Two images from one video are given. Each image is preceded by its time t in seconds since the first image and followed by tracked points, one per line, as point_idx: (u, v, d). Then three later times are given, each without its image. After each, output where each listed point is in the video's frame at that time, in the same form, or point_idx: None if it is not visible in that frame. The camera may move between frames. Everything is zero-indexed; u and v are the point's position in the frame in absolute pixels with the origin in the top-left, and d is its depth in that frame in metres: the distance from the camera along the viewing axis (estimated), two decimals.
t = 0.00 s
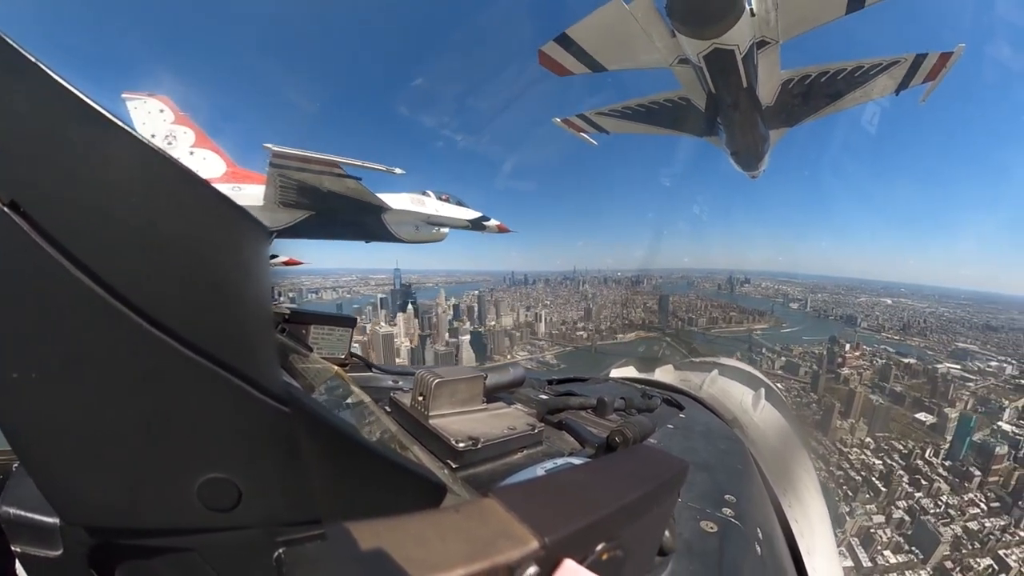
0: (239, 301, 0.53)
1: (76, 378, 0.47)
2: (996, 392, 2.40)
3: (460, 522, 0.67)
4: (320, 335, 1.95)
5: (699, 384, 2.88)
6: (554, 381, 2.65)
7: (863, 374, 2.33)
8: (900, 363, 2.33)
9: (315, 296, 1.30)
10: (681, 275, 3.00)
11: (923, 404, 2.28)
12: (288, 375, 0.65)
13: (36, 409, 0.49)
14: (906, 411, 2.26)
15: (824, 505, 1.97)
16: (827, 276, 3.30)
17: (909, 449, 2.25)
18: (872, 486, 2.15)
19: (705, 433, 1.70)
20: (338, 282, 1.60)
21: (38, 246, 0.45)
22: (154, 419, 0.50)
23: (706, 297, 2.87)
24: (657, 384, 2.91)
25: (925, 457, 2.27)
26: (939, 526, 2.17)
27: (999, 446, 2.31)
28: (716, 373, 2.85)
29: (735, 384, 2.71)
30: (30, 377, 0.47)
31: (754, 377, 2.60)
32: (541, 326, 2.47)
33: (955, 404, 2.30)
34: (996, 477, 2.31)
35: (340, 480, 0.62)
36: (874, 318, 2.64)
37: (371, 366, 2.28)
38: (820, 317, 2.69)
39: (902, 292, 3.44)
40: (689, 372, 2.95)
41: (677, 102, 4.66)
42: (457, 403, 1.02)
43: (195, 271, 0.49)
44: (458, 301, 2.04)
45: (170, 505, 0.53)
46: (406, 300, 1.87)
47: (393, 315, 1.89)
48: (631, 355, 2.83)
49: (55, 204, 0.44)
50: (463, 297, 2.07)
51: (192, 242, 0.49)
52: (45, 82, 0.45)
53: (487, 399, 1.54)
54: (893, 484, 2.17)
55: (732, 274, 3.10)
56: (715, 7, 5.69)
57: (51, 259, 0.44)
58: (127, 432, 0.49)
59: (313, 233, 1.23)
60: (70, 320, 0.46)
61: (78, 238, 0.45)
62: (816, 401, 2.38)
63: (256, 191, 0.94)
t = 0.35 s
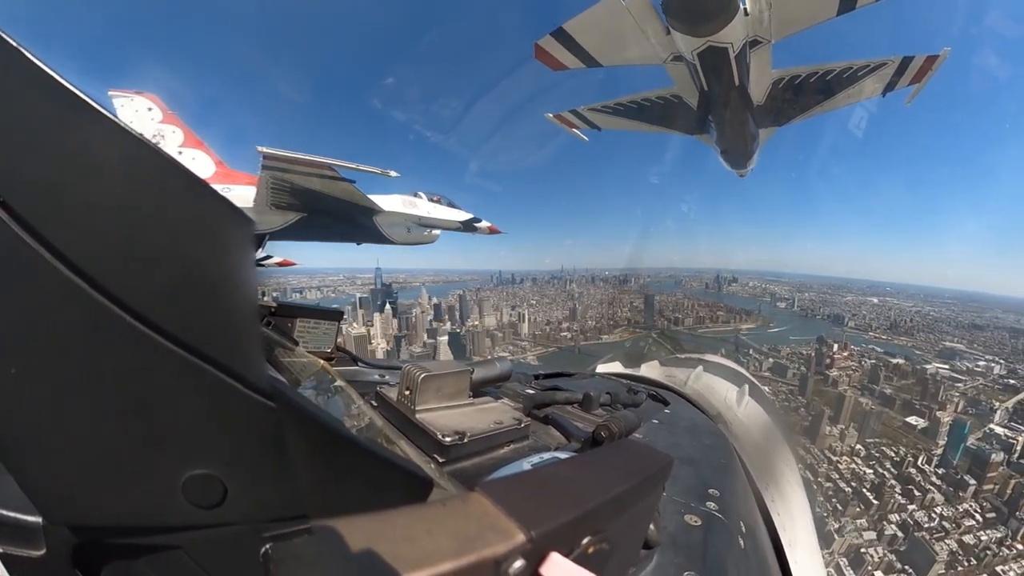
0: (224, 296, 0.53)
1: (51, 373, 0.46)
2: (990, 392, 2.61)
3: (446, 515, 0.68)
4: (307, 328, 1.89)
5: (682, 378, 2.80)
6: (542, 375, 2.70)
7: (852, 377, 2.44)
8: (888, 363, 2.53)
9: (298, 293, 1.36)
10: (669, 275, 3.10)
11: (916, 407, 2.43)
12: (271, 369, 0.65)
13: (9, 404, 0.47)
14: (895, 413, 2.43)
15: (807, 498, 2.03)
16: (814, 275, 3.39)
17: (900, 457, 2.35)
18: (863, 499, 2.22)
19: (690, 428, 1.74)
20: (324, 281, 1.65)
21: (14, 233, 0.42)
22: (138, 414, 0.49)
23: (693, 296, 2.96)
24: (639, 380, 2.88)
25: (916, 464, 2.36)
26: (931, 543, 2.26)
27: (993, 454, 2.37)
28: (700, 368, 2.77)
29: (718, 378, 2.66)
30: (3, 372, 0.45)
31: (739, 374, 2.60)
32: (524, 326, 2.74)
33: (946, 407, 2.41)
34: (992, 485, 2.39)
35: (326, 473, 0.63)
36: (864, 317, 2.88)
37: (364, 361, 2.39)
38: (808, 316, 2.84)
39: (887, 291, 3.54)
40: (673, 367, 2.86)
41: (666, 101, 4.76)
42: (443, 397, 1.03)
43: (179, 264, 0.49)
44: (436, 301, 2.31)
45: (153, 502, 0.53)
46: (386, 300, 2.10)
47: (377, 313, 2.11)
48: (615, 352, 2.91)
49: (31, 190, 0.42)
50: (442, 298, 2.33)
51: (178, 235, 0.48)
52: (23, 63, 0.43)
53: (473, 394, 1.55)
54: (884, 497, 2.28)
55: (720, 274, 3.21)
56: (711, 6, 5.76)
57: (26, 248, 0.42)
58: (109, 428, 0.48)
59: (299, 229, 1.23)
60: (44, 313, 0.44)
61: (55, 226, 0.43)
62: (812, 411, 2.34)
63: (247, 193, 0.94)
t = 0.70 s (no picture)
0: (213, 300, 0.53)
1: (36, 380, 0.45)
2: (982, 394, 2.55)
3: (440, 517, 0.68)
4: (297, 331, 1.95)
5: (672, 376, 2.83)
6: (533, 375, 2.72)
7: (845, 380, 2.41)
8: (882, 364, 2.56)
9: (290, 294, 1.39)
10: (656, 276, 3.19)
11: (911, 413, 2.45)
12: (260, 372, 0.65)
13: None
14: (890, 419, 2.45)
15: (799, 492, 2.04)
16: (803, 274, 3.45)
17: (897, 467, 2.33)
18: (857, 516, 2.13)
19: (681, 425, 1.76)
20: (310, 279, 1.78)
21: None
22: (125, 419, 0.49)
23: (679, 296, 3.05)
24: (630, 378, 2.87)
25: (914, 475, 2.34)
26: (932, 568, 2.07)
27: (993, 463, 2.31)
28: (691, 365, 2.79)
29: (709, 376, 2.68)
30: None
31: (731, 371, 2.61)
32: (507, 327, 2.86)
33: (941, 411, 2.39)
34: (992, 497, 2.30)
35: (318, 478, 0.64)
36: (853, 317, 2.94)
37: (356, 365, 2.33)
38: (798, 315, 2.91)
39: (876, 290, 3.60)
40: (664, 366, 2.87)
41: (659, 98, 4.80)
42: (435, 399, 1.03)
43: (167, 269, 0.49)
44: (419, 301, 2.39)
45: (142, 509, 0.52)
46: (368, 300, 2.10)
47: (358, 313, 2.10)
48: (605, 350, 2.95)
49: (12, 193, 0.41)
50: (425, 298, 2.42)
51: (166, 240, 0.49)
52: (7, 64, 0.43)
53: (465, 396, 1.56)
54: (881, 514, 2.17)
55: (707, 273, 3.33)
56: None
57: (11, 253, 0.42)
58: (97, 435, 0.48)
59: (286, 233, 1.23)
60: (26, 321, 0.43)
61: (36, 230, 0.43)
62: (805, 420, 2.20)
63: (234, 195, 0.94)
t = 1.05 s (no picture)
0: (206, 297, 0.53)
1: (24, 376, 0.44)
2: (981, 395, 2.68)
3: (432, 515, 0.69)
4: (289, 328, 1.95)
5: (664, 375, 2.81)
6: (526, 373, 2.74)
7: (840, 384, 2.52)
8: (879, 368, 2.59)
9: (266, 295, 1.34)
10: (651, 275, 3.24)
11: (911, 420, 2.61)
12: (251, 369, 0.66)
13: None
14: (889, 424, 2.55)
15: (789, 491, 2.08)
16: (795, 274, 3.51)
17: (897, 480, 2.42)
18: (855, 536, 2.20)
19: (673, 424, 1.79)
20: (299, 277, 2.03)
21: None
22: (117, 415, 0.48)
23: (672, 297, 3.09)
24: (622, 379, 2.84)
25: (915, 487, 2.45)
26: None
27: (999, 475, 2.49)
28: (682, 365, 2.78)
29: (700, 376, 2.65)
30: None
31: (723, 371, 2.61)
32: (496, 328, 2.78)
33: (941, 416, 2.56)
34: (998, 510, 2.49)
35: (311, 476, 0.64)
36: (848, 316, 2.99)
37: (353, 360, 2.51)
38: (792, 316, 2.97)
39: (869, 291, 3.66)
40: (656, 365, 2.86)
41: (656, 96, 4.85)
42: (427, 397, 1.03)
43: (160, 266, 0.49)
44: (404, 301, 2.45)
45: (133, 506, 0.52)
46: (352, 300, 2.21)
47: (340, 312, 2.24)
48: (598, 349, 2.98)
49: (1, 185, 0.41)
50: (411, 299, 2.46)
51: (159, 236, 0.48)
52: None
53: (458, 394, 1.57)
54: (881, 535, 2.28)
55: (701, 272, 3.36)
56: None
57: None
58: (87, 432, 0.48)
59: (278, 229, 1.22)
60: (19, 322, 0.42)
61: (24, 223, 0.42)
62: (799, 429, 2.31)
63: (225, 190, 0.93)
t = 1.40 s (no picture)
0: (203, 297, 0.53)
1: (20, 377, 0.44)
2: (982, 400, 2.61)
3: (429, 512, 0.69)
4: (285, 326, 1.93)
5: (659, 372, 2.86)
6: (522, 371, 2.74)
7: (840, 389, 2.54)
8: (881, 372, 2.57)
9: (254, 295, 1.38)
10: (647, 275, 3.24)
11: (913, 427, 2.49)
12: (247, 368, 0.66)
13: None
14: (892, 433, 2.47)
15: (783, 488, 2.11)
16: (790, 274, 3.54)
17: (900, 497, 2.31)
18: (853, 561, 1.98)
19: (669, 421, 1.79)
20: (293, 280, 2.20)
21: None
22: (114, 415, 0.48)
23: (667, 296, 3.10)
24: (618, 375, 2.89)
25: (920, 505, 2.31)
26: None
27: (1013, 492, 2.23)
28: (678, 361, 2.83)
29: (695, 371, 2.72)
30: None
31: (718, 368, 2.64)
32: (484, 329, 2.83)
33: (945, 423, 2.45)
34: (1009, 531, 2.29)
35: (308, 476, 0.64)
36: (844, 316, 3.04)
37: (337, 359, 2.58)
38: (789, 316, 3.08)
39: (865, 290, 3.67)
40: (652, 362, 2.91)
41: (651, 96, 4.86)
42: (423, 395, 1.04)
43: (157, 266, 0.49)
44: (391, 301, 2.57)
45: (130, 506, 0.52)
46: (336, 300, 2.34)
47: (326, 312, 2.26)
48: (593, 347, 2.98)
49: None
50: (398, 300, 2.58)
51: (156, 236, 0.49)
52: None
53: (454, 391, 1.57)
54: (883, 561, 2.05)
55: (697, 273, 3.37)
56: None
57: None
58: (84, 432, 0.47)
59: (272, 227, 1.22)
60: (14, 322, 0.42)
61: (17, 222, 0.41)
62: (796, 441, 2.26)
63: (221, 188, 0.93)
